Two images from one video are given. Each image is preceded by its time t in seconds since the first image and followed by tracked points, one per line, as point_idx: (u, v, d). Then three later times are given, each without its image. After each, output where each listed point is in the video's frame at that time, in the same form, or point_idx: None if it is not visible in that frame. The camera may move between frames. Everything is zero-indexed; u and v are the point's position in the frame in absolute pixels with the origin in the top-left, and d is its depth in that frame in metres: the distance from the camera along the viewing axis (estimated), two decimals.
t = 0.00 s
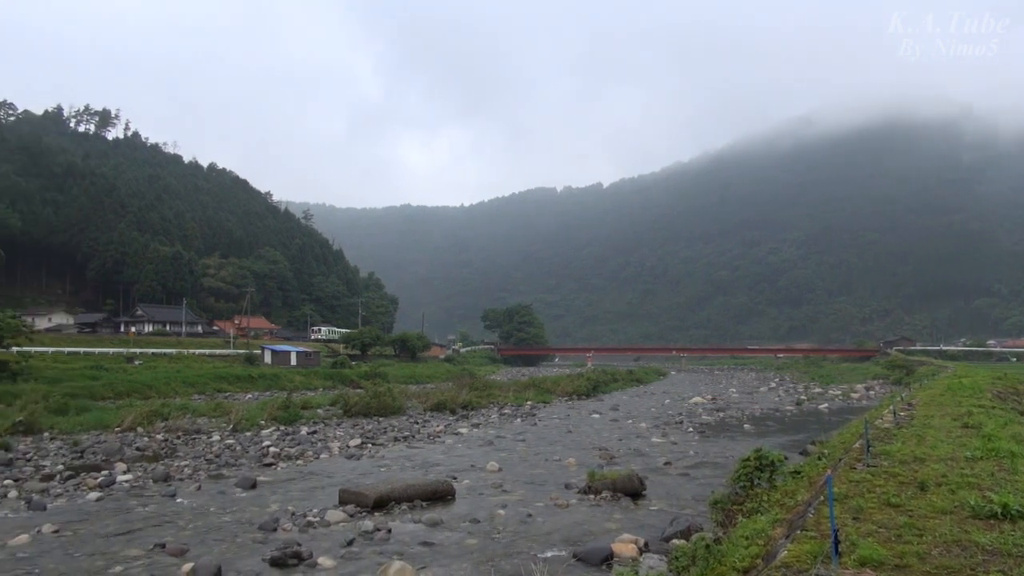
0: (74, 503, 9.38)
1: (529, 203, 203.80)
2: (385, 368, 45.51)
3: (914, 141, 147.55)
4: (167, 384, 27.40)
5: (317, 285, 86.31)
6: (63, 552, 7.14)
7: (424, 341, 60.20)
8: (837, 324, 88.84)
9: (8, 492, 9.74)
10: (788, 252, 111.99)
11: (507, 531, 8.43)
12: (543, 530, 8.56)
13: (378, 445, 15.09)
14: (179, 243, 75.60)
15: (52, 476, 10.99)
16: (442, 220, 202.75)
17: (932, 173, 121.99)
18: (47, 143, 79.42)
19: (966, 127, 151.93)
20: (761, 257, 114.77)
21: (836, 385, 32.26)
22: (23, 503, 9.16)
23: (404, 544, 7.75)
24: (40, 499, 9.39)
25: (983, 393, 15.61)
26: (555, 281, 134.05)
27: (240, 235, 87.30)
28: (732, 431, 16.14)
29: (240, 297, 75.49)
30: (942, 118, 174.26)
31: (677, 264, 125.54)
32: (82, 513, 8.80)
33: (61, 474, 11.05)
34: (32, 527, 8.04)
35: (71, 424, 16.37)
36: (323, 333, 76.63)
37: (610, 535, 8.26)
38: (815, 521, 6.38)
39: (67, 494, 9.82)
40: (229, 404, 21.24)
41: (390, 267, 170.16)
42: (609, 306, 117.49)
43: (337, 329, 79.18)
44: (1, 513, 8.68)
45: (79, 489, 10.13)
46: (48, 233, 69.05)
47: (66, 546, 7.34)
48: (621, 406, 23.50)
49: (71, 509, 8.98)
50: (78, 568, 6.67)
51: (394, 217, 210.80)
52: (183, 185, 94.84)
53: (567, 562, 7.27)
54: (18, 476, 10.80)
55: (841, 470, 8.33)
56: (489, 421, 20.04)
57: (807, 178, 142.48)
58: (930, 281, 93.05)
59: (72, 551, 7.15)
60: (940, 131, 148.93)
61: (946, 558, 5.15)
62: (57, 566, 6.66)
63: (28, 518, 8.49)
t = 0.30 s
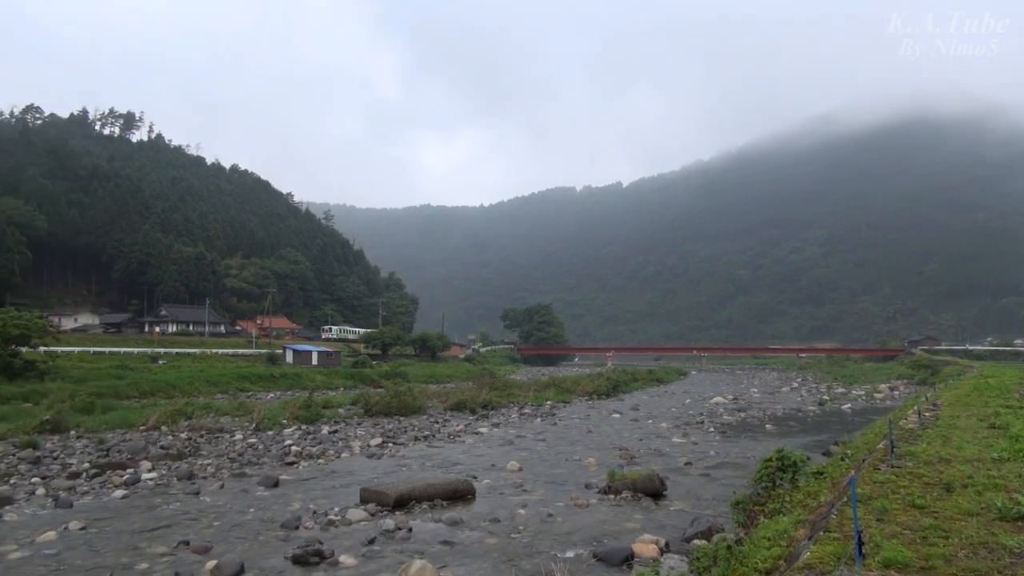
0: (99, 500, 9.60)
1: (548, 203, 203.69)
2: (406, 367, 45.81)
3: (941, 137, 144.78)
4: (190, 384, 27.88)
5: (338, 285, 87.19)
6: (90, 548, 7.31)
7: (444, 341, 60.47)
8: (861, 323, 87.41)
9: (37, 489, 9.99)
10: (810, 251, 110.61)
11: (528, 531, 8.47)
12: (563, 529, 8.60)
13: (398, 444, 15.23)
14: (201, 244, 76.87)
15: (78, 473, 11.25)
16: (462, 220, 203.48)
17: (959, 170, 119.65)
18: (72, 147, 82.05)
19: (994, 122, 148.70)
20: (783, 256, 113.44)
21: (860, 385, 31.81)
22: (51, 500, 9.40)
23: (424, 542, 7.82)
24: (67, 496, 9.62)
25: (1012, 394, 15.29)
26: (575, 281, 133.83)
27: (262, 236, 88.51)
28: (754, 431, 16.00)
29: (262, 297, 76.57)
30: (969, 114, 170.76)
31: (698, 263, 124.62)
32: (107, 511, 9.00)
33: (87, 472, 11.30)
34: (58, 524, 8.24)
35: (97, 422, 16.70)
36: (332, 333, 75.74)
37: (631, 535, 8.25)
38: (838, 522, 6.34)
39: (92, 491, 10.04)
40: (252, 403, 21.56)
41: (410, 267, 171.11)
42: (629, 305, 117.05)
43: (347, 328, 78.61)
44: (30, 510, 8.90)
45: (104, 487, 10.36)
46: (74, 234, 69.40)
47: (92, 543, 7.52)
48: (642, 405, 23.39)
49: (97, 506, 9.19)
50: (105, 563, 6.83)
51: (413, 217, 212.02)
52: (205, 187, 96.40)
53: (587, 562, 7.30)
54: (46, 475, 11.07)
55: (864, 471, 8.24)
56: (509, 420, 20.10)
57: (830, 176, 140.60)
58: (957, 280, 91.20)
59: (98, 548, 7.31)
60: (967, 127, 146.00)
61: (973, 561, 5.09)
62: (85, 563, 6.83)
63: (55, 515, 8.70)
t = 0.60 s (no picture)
0: (124, 498, 9.81)
1: (567, 203, 203.36)
2: (426, 367, 46.06)
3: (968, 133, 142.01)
4: (213, 383, 28.35)
5: (359, 285, 88.02)
6: (115, 546, 7.47)
7: (464, 341, 60.73)
8: (885, 322, 86.03)
9: (63, 487, 10.23)
10: (833, 251, 109.23)
11: (547, 531, 8.50)
12: (583, 530, 8.63)
13: (418, 444, 15.33)
14: (224, 245, 78.04)
15: (103, 472, 11.50)
16: (481, 220, 204.00)
17: (987, 167, 117.37)
18: (97, 150, 84.41)
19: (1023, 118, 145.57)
20: (805, 255, 112.10)
21: (884, 385, 31.38)
22: (78, 498, 9.61)
23: (444, 542, 7.89)
24: (93, 494, 9.85)
25: None
26: (595, 280, 133.53)
27: (283, 237, 89.64)
28: (777, 431, 15.86)
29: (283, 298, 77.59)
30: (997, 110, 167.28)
31: (719, 263, 123.60)
32: (132, 509, 9.19)
33: (112, 471, 11.56)
34: (84, 521, 8.45)
35: (122, 421, 17.03)
36: (342, 331, 73.59)
37: (651, 536, 8.23)
38: (862, 523, 6.28)
39: (118, 489, 10.29)
40: (273, 403, 21.89)
41: (430, 267, 171.92)
42: (650, 305, 116.50)
43: (359, 327, 76.88)
44: (57, 508, 9.12)
45: (129, 485, 10.59)
46: (99, 236, 70.73)
47: (118, 540, 7.68)
48: (662, 405, 23.30)
49: (122, 504, 9.40)
50: (130, 561, 6.98)
51: (433, 218, 213.15)
52: (227, 188, 97.82)
53: (608, 562, 7.32)
54: (73, 473, 11.33)
55: (889, 472, 8.14)
56: (530, 420, 20.17)
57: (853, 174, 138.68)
58: (985, 279, 89.35)
59: (123, 545, 7.48)
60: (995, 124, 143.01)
61: (1000, 565, 5.02)
62: (110, 560, 6.99)
63: (82, 513, 8.91)
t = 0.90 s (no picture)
0: (148, 496, 10.02)
1: (586, 203, 202.97)
2: (445, 367, 46.27)
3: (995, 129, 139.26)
4: (235, 383, 28.79)
5: (378, 286, 88.78)
6: (138, 543, 7.63)
7: (483, 341, 60.93)
8: (909, 322, 84.63)
9: (88, 485, 10.48)
10: (855, 249, 107.75)
11: (567, 531, 8.53)
12: (603, 530, 8.65)
13: (438, 443, 15.44)
14: (245, 246, 79.12)
15: (127, 470, 11.77)
16: (500, 220, 204.34)
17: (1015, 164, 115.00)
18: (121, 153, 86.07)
19: None
20: (827, 254, 110.73)
21: (908, 385, 30.93)
22: (102, 496, 9.84)
23: (464, 541, 7.96)
24: (118, 493, 10.07)
25: None
26: (614, 280, 133.04)
27: (303, 237, 90.71)
28: (798, 432, 15.72)
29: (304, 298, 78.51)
30: None
31: (739, 262, 122.51)
32: (155, 507, 9.37)
33: (136, 469, 11.80)
34: (108, 519, 8.63)
35: (146, 421, 17.36)
36: (352, 331, 73.08)
37: (672, 537, 8.23)
38: (886, 525, 6.22)
39: (141, 488, 10.50)
40: (294, 402, 22.17)
41: (449, 267, 172.57)
42: (669, 305, 115.77)
43: (370, 327, 76.35)
44: (84, 505, 9.35)
45: (153, 483, 10.81)
46: (123, 237, 72.08)
47: (143, 538, 7.84)
48: (682, 405, 23.19)
49: (146, 502, 9.60)
50: (155, 558, 7.14)
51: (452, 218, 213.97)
52: (248, 189, 99.10)
53: (628, 563, 7.33)
54: (99, 471, 11.62)
55: (913, 473, 8.06)
56: (549, 420, 20.21)
57: (876, 172, 136.73)
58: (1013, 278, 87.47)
59: (146, 543, 7.62)
60: None
61: None
62: (135, 556, 7.15)
63: (108, 511, 9.12)
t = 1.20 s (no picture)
0: (169, 494, 10.21)
1: (603, 203, 202.44)
2: (463, 367, 46.42)
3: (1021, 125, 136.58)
4: (255, 383, 29.15)
5: (396, 286, 89.44)
6: (159, 541, 7.78)
7: (500, 341, 61.04)
8: (931, 321, 83.23)
9: (110, 483, 10.69)
10: (876, 248, 106.33)
11: (585, 531, 8.56)
12: (620, 530, 8.68)
13: (456, 442, 15.53)
14: (264, 247, 80.03)
15: (149, 469, 11.99)
16: (518, 221, 204.51)
17: None
18: (143, 155, 87.45)
19: None
20: (847, 252, 109.35)
21: (931, 385, 30.47)
22: (125, 494, 10.03)
23: (483, 541, 8.02)
24: (140, 491, 10.25)
25: None
26: (632, 280, 132.47)
27: (322, 237, 91.69)
28: (820, 432, 15.54)
29: (323, 299, 79.32)
30: None
31: (759, 262, 121.40)
32: (177, 505, 9.53)
33: (158, 468, 12.02)
34: (130, 517, 8.79)
35: (168, 419, 17.68)
36: (359, 331, 71.94)
37: (691, 537, 8.23)
38: (909, 526, 6.17)
39: (164, 486, 10.71)
40: (314, 402, 22.40)
41: (467, 267, 173.00)
42: (688, 305, 115.01)
43: (376, 328, 74.54)
44: (107, 503, 9.54)
45: (175, 481, 11.02)
46: (145, 238, 73.24)
47: (163, 535, 7.98)
48: (701, 405, 23.07)
49: (167, 500, 9.79)
50: (178, 554, 7.27)
51: (470, 219, 214.63)
52: (267, 190, 100.24)
53: (647, 563, 7.33)
54: (121, 470, 11.84)
55: (937, 473, 7.95)
56: (568, 419, 20.20)
57: (898, 169, 134.89)
58: None
59: (167, 541, 7.75)
60: None
61: None
62: (156, 553, 7.28)
63: (131, 509, 9.31)
